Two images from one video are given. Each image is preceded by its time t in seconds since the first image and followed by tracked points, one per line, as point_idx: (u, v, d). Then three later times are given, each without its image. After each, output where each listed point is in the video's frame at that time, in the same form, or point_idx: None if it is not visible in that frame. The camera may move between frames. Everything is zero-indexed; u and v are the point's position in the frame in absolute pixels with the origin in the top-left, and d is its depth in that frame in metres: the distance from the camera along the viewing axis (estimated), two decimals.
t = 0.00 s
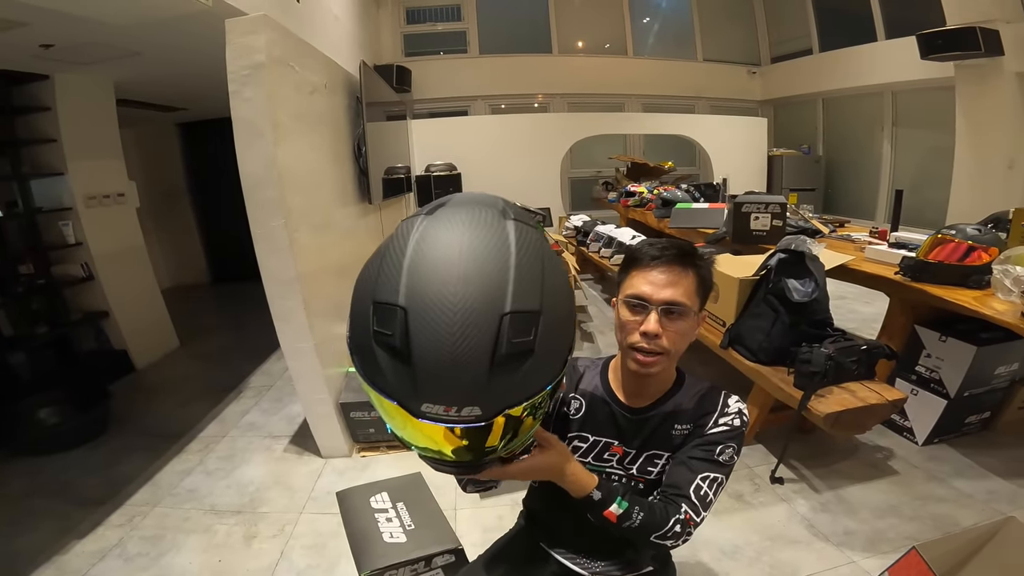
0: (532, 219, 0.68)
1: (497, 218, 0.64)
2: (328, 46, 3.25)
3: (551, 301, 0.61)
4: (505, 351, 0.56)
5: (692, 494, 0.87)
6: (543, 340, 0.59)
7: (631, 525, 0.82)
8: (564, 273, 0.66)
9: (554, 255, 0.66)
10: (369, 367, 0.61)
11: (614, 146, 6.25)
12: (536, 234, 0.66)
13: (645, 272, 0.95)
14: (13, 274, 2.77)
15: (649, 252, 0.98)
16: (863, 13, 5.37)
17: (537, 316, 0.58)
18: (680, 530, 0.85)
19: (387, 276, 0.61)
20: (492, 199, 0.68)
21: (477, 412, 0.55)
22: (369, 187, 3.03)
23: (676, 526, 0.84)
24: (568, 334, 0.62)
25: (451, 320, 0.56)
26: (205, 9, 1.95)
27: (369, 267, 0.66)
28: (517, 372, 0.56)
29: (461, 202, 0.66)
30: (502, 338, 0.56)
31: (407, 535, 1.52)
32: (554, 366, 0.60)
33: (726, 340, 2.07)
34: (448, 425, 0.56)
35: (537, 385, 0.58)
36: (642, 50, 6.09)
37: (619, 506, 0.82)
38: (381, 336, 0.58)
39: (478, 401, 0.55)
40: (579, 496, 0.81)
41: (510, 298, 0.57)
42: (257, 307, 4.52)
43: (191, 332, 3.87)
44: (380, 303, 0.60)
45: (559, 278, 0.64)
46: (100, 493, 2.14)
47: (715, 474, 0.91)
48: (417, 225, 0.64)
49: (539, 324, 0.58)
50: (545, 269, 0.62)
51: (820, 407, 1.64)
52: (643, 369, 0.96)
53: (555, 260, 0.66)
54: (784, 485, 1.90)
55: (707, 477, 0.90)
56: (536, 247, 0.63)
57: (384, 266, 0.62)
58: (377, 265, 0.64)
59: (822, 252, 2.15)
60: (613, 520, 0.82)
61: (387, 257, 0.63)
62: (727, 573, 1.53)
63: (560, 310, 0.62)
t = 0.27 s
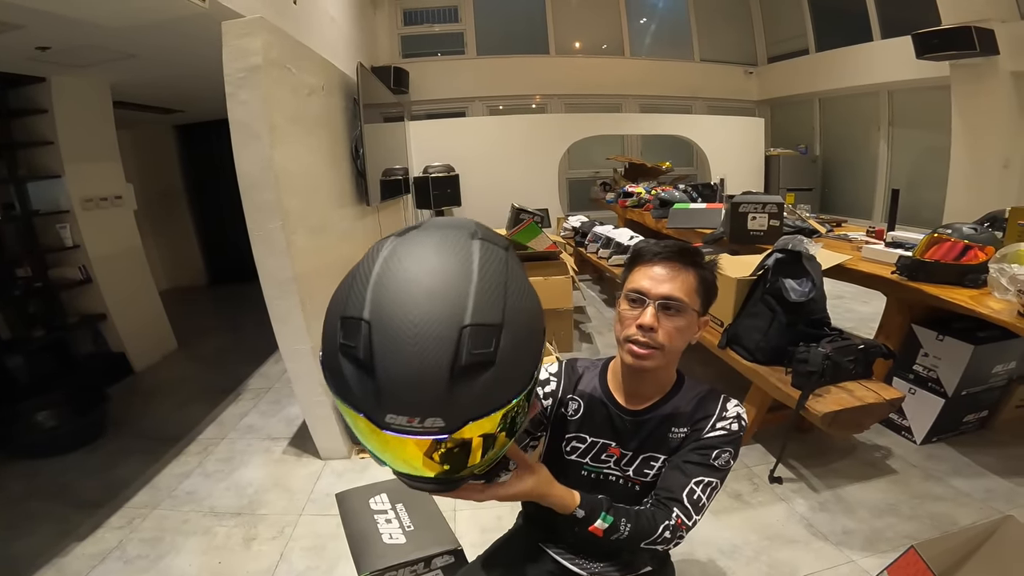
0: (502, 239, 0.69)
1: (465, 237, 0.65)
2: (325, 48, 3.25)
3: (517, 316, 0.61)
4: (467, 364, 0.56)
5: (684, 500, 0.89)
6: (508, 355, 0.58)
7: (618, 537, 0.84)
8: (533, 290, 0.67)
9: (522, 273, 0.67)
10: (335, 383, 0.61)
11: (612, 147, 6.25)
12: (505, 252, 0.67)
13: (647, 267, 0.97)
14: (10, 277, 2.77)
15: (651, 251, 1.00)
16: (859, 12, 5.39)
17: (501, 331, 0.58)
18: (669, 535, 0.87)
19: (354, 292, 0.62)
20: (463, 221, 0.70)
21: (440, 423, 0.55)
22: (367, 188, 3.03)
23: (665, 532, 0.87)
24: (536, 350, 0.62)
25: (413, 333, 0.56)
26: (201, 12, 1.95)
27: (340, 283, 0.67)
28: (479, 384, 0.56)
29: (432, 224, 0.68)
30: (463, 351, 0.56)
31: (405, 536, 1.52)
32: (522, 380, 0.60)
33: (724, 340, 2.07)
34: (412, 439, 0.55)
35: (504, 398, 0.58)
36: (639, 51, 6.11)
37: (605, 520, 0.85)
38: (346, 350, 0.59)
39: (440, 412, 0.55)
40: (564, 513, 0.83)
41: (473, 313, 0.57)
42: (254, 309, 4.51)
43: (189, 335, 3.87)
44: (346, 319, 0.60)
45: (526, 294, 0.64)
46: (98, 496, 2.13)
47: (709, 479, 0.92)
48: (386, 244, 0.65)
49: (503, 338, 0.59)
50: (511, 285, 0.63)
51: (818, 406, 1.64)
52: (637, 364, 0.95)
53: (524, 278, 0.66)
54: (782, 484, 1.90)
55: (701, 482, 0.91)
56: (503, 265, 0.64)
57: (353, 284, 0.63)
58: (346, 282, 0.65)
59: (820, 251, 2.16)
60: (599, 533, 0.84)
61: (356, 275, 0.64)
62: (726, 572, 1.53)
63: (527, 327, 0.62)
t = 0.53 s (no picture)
0: (493, 257, 0.69)
1: (457, 262, 0.64)
2: (329, 48, 3.27)
3: (513, 343, 0.62)
4: (467, 398, 0.56)
5: (684, 500, 0.89)
6: (505, 384, 0.59)
7: (616, 539, 0.85)
8: (527, 309, 0.67)
9: (515, 293, 0.67)
10: (331, 414, 0.62)
11: (615, 147, 6.25)
12: (497, 273, 0.67)
13: (647, 266, 0.97)
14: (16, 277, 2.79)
15: (652, 250, 1.01)
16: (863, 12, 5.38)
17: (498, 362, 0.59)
18: (669, 534, 0.88)
19: (345, 324, 0.61)
20: (451, 237, 0.69)
21: (442, 454, 0.56)
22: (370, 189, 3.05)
23: (664, 532, 0.87)
24: (532, 372, 0.63)
25: (410, 370, 0.57)
26: (206, 13, 1.96)
27: (329, 309, 0.66)
28: (479, 415, 0.57)
29: (420, 244, 0.67)
30: (462, 386, 0.56)
31: (409, 535, 1.52)
32: (521, 403, 0.61)
33: (728, 340, 2.08)
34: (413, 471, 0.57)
35: (504, 423, 0.59)
36: (642, 51, 6.08)
37: (603, 522, 0.85)
38: (341, 385, 0.59)
39: (441, 445, 0.56)
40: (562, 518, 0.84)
41: (470, 347, 0.58)
42: (258, 309, 4.53)
43: (193, 335, 3.88)
44: (339, 352, 0.60)
45: (520, 317, 0.65)
46: (103, 495, 2.14)
47: (710, 478, 0.92)
48: (375, 271, 0.64)
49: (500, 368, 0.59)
50: (505, 311, 0.63)
51: (821, 406, 1.64)
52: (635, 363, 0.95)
53: (517, 299, 0.67)
54: (785, 484, 1.90)
55: (701, 481, 0.92)
56: (497, 289, 0.64)
57: (342, 313, 0.63)
58: (336, 310, 0.64)
59: (823, 251, 2.16)
60: (598, 535, 0.85)
61: (345, 304, 0.63)
62: (729, 573, 1.53)
63: (522, 352, 0.62)
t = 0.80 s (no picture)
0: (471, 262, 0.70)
1: (443, 267, 0.65)
2: (326, 46, 3.26)
3: (512, 341, 0.64)
4: (485, 395, 0.57)
5: (681, 497, 0.89)
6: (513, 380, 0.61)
7: (615, 534, 0.84)
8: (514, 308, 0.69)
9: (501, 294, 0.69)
10: (336, 439, 0.59)
11: (613, 145, 6.25)
12: (482, 275, 0.68)
13: (643, 264, 0.97)
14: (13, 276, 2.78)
15: (648, 246, 1.01)
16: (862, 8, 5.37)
17: (504, 358, 0.60)
18: (667, 532, 0.87)
19: (342, 342, 0.59)
20: (426, 246, 0.69)
21: (468, 458, 0.56)
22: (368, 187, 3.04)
23: (662, 529, 0.87)
24: (531, 366, 0.65)
25: (426, 377, 0.56)
26: (203, 11, 1.95)
27: (315, 330, 0.63)
28: (496, 414, 0.58)
29: (400, 254, 0.66)
30: (480, 383, 0.57)
31: (409, 533, 1.52)
32: (527, 398, 0.63)
33: (726, 337, 2.08)
34: (438, 481, 0.56)
35: (517, 419, 0.60)
36: (640, 49, 6.05)
37: (603, 517, 0.85)
38: (349, 406, 0.57)
39: (467, 449, 0.55)
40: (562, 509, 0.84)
41: (478, 345, 0.58)
42: (256, 308, 4.52)
43: (192, 334, 3.88)
44: (339, 374, 0.58)
45: (514, 316, 0.67)
46: (103, 494, 2.15)
47: (706, 475, 0.92)
48: (358, 285, 0.63)
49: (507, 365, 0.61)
50: (500, 310, 0.64)
51: (819, 403, 1.64)
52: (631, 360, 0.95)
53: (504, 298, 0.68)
54: (783, 481, 1.90)
55: (698, 479, 0.91)
56: (488, 290, 0.66)
57: (331, 333, 0.61)
58: (326, 331, 0.62)
59: (822, 248, 2.16)
60: (597, 530, 0.84)
61: (332, 323, 0.61)
62: (728, 569, 1.54)
63: (521, 347, 0.64)
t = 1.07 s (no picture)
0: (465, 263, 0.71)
1: (444, 269, 0.65)
2: (327, 45, 3.26)
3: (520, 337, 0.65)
4: (503, 390, 0.58)
5: (676, 499, 0.89)
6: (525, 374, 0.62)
7: (612, 534, 0.84)
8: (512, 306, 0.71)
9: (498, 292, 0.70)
10: (352, 448, 0.56)
11: (612, 146, 6.26)
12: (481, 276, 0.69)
13: (640, 267, 0.98)
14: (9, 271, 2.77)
15: (645, 249, 1.01)
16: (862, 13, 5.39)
17: (516, 352, 0.62)
18: (663, 535, 0.87)
19: (353, 347, 0.57)
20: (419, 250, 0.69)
21: (492, 454, 0.56)
22: (367, 186, 3.04)
23: (659, 532, 0.87)
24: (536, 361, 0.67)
25: (447, 376, 0.55)
26: (204, 9, 1.95)
27: (319, 337, 0.60)
28: (515, 407, 0.59)
29: (398, 259, 0.65)
30: (500, 378, 0.58)
31: (404, 533, 1.52)
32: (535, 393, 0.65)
33: (722, 340, 2.08)
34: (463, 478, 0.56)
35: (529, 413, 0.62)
36: (640, 51, 6.09)
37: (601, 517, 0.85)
38: (367, 413, 0.55)
39: (492, 444, 0.56)
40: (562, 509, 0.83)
41: (494, 341, 0.59)
42: (253, 306, 4.52)
43: (189, 331, 3.87)
44: (352, 379, 0.56)
45: (516, 313, 0.68)
46: (97, 491, 2.14)
47: (701, 477, 0.93)
48: (361, 288, 0.61)
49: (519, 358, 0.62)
50: (505, 306, 0.65)
51: (814, 405, 1.64)
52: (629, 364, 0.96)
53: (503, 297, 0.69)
54: (777, 484, 1.91)
55: (694, 482, 0.92)
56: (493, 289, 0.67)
57: (337, 339, 0.58)
58: (331, 338, 0.59)
59: (818, 252, 2.16)
60: (595, 530, 0.84)
61: (337, 329, 0.59)
62: (721, 571, 1.54)
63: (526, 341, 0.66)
